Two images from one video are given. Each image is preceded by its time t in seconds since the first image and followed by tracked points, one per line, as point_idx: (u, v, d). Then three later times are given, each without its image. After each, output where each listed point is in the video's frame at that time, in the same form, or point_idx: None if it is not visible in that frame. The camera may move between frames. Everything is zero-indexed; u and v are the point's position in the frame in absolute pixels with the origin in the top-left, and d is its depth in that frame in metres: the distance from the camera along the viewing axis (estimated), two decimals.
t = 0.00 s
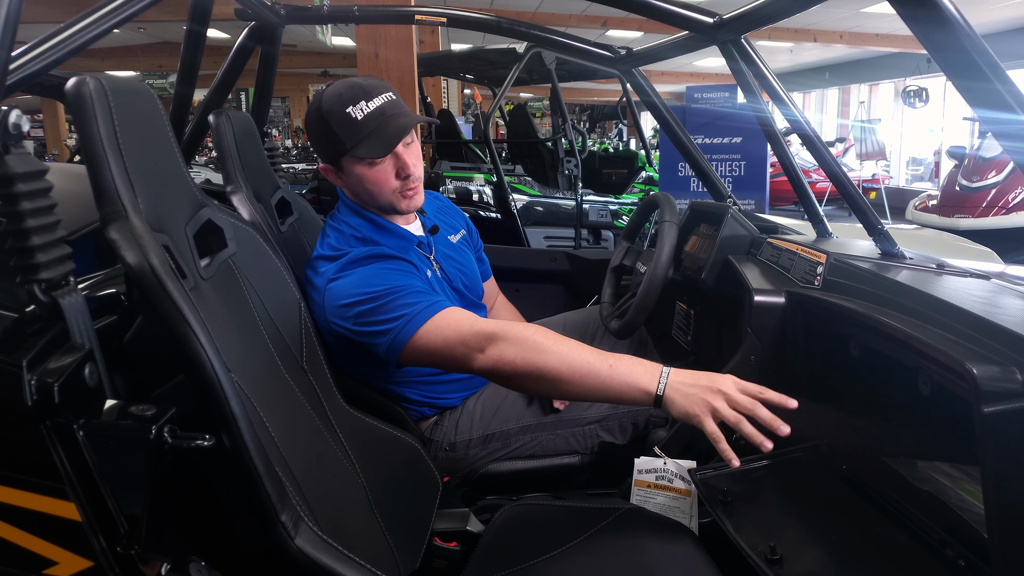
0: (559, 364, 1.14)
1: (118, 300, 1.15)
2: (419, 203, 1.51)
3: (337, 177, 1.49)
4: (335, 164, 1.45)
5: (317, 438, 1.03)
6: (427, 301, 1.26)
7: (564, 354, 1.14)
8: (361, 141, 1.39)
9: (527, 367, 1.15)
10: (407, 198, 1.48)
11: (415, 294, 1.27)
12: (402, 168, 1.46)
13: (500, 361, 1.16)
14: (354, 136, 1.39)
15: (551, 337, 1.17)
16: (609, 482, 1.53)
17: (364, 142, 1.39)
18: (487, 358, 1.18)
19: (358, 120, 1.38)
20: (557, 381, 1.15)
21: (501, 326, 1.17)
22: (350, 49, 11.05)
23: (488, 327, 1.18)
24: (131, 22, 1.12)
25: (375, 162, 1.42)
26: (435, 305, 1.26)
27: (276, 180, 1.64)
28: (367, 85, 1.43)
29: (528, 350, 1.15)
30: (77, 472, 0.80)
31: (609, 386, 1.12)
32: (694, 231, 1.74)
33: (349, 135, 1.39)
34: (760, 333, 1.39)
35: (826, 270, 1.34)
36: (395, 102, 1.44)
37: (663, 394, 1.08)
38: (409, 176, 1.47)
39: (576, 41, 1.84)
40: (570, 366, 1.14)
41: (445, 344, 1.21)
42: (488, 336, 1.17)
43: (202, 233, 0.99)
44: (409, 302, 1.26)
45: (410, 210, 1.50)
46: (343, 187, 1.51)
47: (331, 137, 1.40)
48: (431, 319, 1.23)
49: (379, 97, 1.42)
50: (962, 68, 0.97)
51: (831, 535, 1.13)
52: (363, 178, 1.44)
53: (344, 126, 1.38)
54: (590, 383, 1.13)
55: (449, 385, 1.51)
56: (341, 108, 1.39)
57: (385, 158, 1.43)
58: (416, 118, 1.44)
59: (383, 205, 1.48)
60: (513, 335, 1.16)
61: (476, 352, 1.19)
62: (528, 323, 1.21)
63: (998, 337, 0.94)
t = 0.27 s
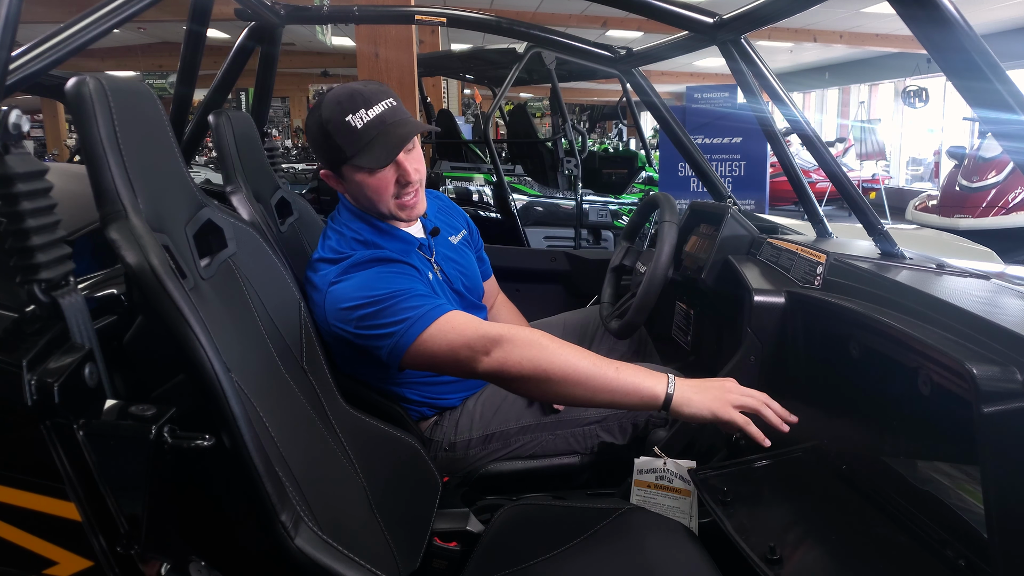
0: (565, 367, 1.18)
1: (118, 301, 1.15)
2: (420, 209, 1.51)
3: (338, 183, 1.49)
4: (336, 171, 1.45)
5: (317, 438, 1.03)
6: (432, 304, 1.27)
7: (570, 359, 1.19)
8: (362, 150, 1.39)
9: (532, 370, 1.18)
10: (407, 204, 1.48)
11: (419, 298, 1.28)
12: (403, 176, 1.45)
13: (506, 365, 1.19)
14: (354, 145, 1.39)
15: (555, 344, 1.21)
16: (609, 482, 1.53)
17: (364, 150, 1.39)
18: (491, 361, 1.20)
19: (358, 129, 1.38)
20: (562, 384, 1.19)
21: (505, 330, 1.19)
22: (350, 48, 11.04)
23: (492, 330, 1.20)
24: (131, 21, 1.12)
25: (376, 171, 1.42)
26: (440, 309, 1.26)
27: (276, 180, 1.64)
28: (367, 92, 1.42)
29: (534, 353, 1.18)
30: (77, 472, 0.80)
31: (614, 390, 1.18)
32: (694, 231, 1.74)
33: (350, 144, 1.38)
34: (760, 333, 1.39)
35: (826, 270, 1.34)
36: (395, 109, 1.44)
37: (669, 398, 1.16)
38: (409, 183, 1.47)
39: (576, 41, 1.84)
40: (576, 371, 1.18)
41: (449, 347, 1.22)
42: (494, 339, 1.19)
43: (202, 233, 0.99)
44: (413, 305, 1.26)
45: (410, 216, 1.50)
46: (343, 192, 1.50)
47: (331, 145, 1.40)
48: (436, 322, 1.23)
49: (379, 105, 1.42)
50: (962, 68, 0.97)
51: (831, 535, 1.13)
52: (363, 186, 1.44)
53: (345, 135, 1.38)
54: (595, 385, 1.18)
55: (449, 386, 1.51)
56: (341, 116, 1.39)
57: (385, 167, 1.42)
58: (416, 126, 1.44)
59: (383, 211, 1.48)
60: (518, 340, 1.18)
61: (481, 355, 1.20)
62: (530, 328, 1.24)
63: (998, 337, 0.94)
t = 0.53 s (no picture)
0: (579, 358, 1.19)
1: (118, 301, 1.15)
2: (421, 213, 1.51)
3: (338, 186, 1.49)
4: (335, 175, 1.45)
5: (316, 438, 1.03)
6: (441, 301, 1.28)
7: (583, 351, 1.20)
8: (362, 154, 1.39)
9: (546, 363, 1.19)
10: (408, 209, 1.48)
11: (427, 295, 1.29)
12: (403, 180, 1.45)
13: (520, 358, 1.19)
14: (354, 150, 1.39)
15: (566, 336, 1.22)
16: (609, 482, 1.53)
17: (365, 154, 1.39)
18: (505, 355, 1.20)
19: (358, 134, 1.38)
20: (577, 375, 1.20)
21: (517, 324, 1.20)
22: (350, 49, 11.04)
23: (505, 324, 1.20)
24: (131, 22, 1.12)
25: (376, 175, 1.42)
26: (448, 306, 1.27)
27: (276, 180, 1.64)
28: (367, 96, 1.42)
29: (546, 346, 1.19)
30: (77, 472, 0.79)
31: (628, 379, 1.20)
32: (694, 231, 1.74)
33: (350, 148, 1.39)
34: (760, 333, 1.39)
35: (826, 270, 1.34)
36: (395, 113, 1.44)
37: (684, 386, 1.19)
38: (410, 188, 1.47)
39: (576, 42, 1.84)
40: (590, 362, 1.20)
41: (461, 343, 1.22)
42: (506, 333, 1.19)
43: (202, 233, 0.99)
44: (421, 303, 1.26)
45: (410, 220, 1.50)
46: (343, 196, 1.50)
47: (331, 149, 1.40)
48: (447, 318, 1.25)
49: (379, 109, 1.42)
50: (962, 67, 0.97)
51: (831, 535, 1.13)
52: (364, 190, 1.44)
53: (345, 140, 1.38)
54: (609, 375, 1.20)
55: (449, 386, 1.50)
56: (341, 121, 1.38)
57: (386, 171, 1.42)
58: (417, 130, 1.44)
59: (383, 215, 1.48)
60: (531, 333, 1.19)
61: (493, 350, 1.20)
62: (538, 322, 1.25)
63: (998, 337, 0.94)
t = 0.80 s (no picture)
0: (585, 355, 1.20)
1: (118, 301, 1.15)
2: (419, 212, 1.52)
3: (336, 187, 1.49)
4: (333, 176, 1.45)
5: (316, 437, 1.03)
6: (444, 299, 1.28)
7: (589, 348, 1.20)
8: (360, 155, 1.39)
9: (552, 360, 1.19)
10: (406, 208, 1.48)
11: (430, 294, 1.29)
12: (401, 180, 1.45)
13: (526, 355, 1.19)
14: (352, 151, 1.39)
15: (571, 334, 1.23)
16: (609, 482, 1.53)
17: (362, 155, 1.39)
18: (511, 353, 1.20)
19: (355, 135, 1.38)
20: (583, 372, 1.19)
21: (522, 321, 1.20)
22: (350, 49, 11.04)
23: (510, 321, 1.20)
24: (131, 21, 1.12)
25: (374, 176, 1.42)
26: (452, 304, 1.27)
27: (276, 180, 1.64)
28: (363, 96, 1.42)
29: (552, 343, 1.19)
30: (77, 472, 0.79)
31: (633, 375, 1.21)
32: (694, 231, 1.74)
33: (347, 149, 1.39)
34: (761, 333, 1.39)
35: (826, 270, 1.34)
36: (392, 113, 1.44)
37: (687, 380, 1.20)
38: (408, 188, 1.47)
39: (576, 41, 1.84)
40: (596, 359, 1.20)
41: (466, 341, 1.22)
42: (511, 331, 1.19)
43: (202, 233, 0.99)
44: (425, 302, 1.27)
45: (408, 220, 1.50)
46: (341, 197, 1.51)
47: (329, 150, 1.40)
48: (451, 316, 1.25)
49: (376, 109, 1.42)
50: (963, 67, 0.97)
51: (831, 535, 1.13)
52: (362, 191, 1.44)
53: (342, 141, 1.38)
54: (614, 372, 1.20)
55: (449, 386, 1.49)
56: (338, 121, 1.38)
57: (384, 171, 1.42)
58: (414, 130, 1.44)
59: (381, 215, 1.48)
60: (537, 330, 1.20)
61: (498, 348, 1.20)
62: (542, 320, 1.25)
63: (998, 337, 0.94)
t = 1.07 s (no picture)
0: (583, 357, 1.20)
1: (118, 300, 1.15)
2: (419, 210, 1.51)
3: (335, 186, 1.49)
4: (331, 175, 1.45)
5: (316, 437, 1.03)
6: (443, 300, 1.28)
7: (588, 350, 1.20)
8: (358, 153, 1.39)
9: (550, 361, 1.19)
10: (406, 206, 1.48)
11: (429, 295, 1.29)
12: (400, 177, 1.45)
13: (525, 356, 1.19)
14: (350, 149, 1.39)
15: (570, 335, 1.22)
16: (609, 482, 1.53)
17: (360, 153, 1.39)
18: (509, 353, 1.20)
19: (353, 132, 1.38)
20: (581, 374, 1.20)
21: (521, 322, 1.20)
22: (350, 49, 11.04)
23: (509, 322, 1.20)
24: (131, 21, 1.12)
25: (372, 173, 1.42)
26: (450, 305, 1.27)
27: (276, 180, 1.64)
28: (361, 94, 1.42)
29: (550, 344, 1.19)
30: (76, 472, 0.79)
31: (631, 378, 1.21)
32: (694, 231, 1.74)
33: (345, 148, 1.39)
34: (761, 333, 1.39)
35: (826, 270, 1.34)
36: (390, 111, 1.44)
37: (685, 382, 1.20)
38: (407, 185, 1.47)
39: (576, 41, 1.84)
40: (595, 361, 1.20)
41: (465, 342, 1.22)
42: (510, 332, 1.19)
43: (202, 233, 0.99)
44: (424, 303, 1.26)
45: (407, 218, 1.50)
46: (341, 196, 1.51)
47: (327, 149, 1.40)
48: (449, 318, 1.24)
49: (374, 107, 1.42)
50: (962, 67, 0.97)
51: (831, 535, 1.13)
52: (360, 189, 1.44)
53: (340, 140, 1.38)
54: (612, 374, 1.20)
55: (449, 386, 1.49)
56: (336, 120, 1.39)
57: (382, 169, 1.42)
58: (412, 127, 1.44)
59: (381, 213, 1.48)
60: (535, 331, 1.20)
61: (497, 348, 1.20)
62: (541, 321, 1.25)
63: (998, 337, 0.94)
